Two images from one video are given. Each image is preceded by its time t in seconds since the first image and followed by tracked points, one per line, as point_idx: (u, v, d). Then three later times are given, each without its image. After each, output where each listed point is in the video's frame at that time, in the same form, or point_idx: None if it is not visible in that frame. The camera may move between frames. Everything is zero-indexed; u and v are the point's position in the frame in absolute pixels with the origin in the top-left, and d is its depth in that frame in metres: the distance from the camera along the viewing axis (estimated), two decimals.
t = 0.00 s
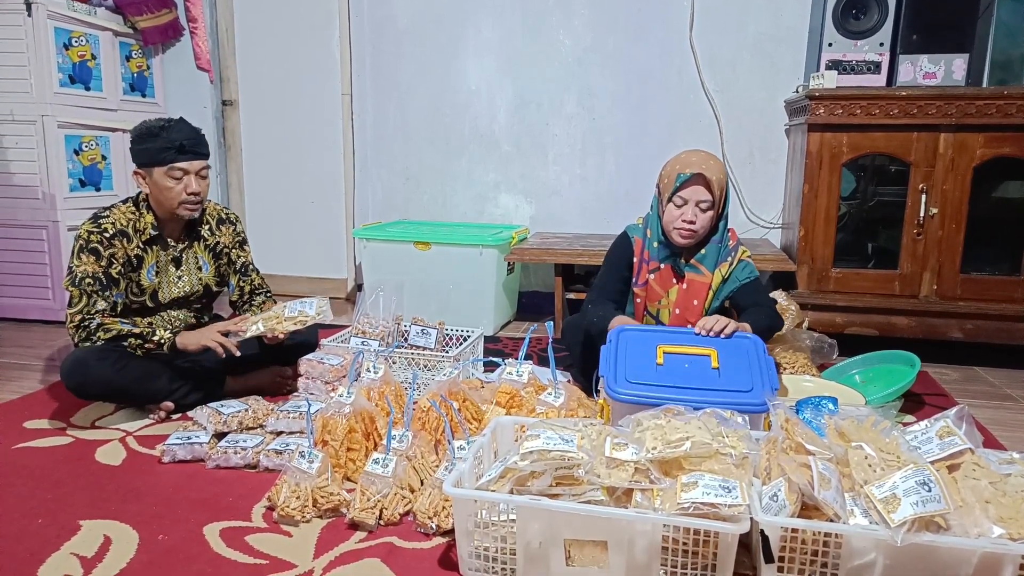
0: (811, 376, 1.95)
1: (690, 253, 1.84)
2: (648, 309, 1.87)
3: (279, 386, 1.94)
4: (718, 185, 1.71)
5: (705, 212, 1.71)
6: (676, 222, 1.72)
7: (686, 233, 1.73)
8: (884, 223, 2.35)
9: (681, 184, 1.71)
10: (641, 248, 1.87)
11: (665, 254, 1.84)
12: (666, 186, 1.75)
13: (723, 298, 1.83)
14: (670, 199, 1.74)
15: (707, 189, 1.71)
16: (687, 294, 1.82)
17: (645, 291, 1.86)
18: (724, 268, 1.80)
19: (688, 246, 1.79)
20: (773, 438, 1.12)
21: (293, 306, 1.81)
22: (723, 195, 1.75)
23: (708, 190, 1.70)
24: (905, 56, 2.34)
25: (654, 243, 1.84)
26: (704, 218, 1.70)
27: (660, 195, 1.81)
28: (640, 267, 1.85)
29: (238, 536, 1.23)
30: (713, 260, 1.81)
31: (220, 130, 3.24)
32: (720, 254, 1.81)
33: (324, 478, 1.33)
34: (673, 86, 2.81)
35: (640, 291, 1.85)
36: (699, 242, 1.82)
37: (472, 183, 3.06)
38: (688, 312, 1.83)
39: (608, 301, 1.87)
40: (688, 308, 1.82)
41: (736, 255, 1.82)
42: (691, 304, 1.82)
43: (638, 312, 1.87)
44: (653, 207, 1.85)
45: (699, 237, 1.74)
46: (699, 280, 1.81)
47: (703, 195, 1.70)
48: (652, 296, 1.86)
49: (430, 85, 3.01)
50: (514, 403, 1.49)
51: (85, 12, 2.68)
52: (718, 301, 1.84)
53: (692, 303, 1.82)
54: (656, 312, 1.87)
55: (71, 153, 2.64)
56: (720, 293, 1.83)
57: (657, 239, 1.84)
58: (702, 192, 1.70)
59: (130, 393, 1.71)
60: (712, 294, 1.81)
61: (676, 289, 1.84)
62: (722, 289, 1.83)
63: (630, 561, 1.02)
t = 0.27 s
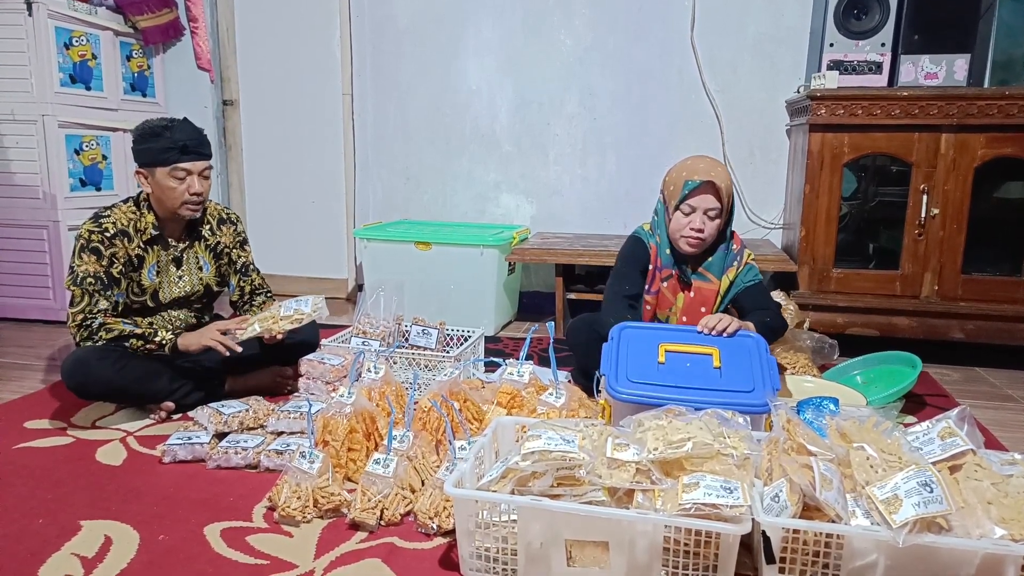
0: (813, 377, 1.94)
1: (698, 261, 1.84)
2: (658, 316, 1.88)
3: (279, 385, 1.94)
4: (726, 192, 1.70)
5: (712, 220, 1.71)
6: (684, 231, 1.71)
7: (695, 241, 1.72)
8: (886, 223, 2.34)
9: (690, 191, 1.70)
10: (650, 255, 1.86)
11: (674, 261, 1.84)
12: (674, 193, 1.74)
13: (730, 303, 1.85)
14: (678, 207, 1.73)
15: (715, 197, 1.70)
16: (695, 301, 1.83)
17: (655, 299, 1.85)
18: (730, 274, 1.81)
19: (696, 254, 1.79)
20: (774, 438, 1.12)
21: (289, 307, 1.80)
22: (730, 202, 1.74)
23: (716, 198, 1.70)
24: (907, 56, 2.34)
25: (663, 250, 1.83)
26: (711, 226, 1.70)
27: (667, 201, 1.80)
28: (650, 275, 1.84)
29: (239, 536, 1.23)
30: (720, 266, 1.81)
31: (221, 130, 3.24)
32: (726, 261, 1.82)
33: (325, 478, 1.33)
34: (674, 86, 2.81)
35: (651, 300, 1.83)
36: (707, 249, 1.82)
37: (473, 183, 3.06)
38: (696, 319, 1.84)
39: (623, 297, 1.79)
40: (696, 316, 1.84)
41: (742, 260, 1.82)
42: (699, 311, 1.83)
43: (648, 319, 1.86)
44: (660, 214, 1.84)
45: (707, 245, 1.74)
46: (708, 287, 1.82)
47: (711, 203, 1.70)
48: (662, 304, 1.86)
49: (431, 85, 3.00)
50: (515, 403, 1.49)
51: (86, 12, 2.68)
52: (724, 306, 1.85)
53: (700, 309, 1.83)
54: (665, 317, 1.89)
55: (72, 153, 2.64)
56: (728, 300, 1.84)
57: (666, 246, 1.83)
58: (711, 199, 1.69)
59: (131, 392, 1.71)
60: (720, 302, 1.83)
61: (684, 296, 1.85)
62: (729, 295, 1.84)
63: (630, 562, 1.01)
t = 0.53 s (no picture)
0: (814, 378, 1.94)
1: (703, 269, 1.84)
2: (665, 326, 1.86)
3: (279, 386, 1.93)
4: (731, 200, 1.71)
5: (720, 229, 1.71)
6: (694, 241, 1.70)
7: (704, 250, 1.72)
8: (888, 224, 2.33)
9: (699, 201, 1.69)
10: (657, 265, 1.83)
11: (681, 271, 1.83)
12: (681, 203, 1.73)
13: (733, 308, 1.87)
14: (687, 217, 1.72)
15: (722, 205, 1.70)
16: (701, 309, 1.83)
17: (664, 310, 1.83)
18: (735, 281, 1.83)
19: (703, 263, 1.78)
20: (777, 441, 1.11)
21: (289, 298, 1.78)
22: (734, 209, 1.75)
23: (723, 206, 1.70)
24: (909, 56, 2.34)
25: (670, 261, 1.82)
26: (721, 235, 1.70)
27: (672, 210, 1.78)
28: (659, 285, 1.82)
29: (239, 538, 1.22)
30: (725, 273, 1.83)
31: (222, 130, 3.23)
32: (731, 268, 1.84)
33: (326, 479, 1.33)
34: (675, 86, 2.80)
35: (661, 312, 1.82)
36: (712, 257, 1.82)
37: (473, 183, 3.05)
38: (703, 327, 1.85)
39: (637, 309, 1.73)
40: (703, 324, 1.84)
41: (745, 264, 1.84)
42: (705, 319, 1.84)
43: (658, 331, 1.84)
44: (664, 222, 1.82)
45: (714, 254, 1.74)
46: (714, 295, 1.83)
47: (720, 212, 1.69)
48: (670, 314, 1.84)
49: (431, 84, 3.00)
50: (516, 404, 1.48)
51: (87, 12, 2.68)
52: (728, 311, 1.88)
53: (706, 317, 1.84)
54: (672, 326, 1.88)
55: (73, 153, 2.64)
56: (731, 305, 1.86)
57: (673, 256, 1.82)
58: (719, 209, 1.69)
59: (133, 392, 1.71)
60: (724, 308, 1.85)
61: (691, 305, 1.84)
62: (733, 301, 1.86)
63: (633, 564, 1.01)
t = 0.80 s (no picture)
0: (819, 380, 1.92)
1: (705, 272, 1.82)
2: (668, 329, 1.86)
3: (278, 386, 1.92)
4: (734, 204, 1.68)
5: (723, 233, 1.68)
6: (694, 245, 1.68)
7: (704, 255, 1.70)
8: (892, 225, 2.33)
9: (700, 205, 1.67)
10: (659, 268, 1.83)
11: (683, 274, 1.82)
12: (682, 206, 1.71)
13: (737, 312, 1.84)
14: (688, 220, 1.70)
15: (725, 209, 1.67)
16: (704, 313, 1.81)
17: (665, 311, 1.83)
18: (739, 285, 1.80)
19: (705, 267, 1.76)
20: (783, 443, 1.09)
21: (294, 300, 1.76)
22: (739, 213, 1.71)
23: (726, 211, 1.67)
24: (915, 55, 2.32)
25: (672, 263, 1.81)
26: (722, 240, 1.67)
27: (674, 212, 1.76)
28: (660, 288, 1.82)
29: (240, 538, 1.21)
30: (728, 277, 1.80)
31: (223, 130, 3.22)
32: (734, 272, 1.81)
33: (327, 479, 1.32)
34: (679, 85, 2.79)
35: (661, 313, 1.82)
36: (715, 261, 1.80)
37: (475, 183, 3.04)
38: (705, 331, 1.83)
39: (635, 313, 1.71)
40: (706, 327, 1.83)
41: (749, 267, 1.80)
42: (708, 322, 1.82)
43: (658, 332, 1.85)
44: (667, 225, 1.81)
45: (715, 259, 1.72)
46: (717, 299, 1.80)
47: (722, 216, 1.67)
48: (672, 317, 1.84)
49: (433, 83, 2.99)
50: (518, 405, 1.47)
51: (89, 11, 2.67)
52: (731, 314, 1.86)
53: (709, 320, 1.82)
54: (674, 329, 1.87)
55: (75, 151, 2.63)
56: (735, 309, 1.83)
57: (675, 258, 1.81)
58: (721, 213, 1.66)
59: (134, 392, 1.70)
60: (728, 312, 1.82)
61: (693, 308, 1.83)
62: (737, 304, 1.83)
63: (637, 567, 1.00)
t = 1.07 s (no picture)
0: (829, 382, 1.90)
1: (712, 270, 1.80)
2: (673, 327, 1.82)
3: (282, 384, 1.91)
4: (742, 199, 1.67)
5: (730, 228, 1.67)
6: (702, 239, 1.66)
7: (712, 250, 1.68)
8: (903, 226, 2.30)
9: (708, 199, 1.65)
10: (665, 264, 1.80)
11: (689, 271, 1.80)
12: (690, 201, 1.70)
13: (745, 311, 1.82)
14: (695, 215, 1.68)
15: (733, 204, 1.66)
16: (711, 311, 1.78)
17: (671, 309, 1.80)
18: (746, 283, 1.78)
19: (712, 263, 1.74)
20: (795, 446, 1.08)
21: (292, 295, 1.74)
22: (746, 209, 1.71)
23: (733, 205, 1.66)
24: (929, 54, 2.29)
25: (678, 259, 1.78)
26: (730, 235, 1.66)
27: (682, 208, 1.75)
28: (666, 284, 1.79)
29: (245, 537, 1.20)
30: (735, 274, 1.78)
31: (230, 127, 3.21)
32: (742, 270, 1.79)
33: (333, 479, 1.31)
34: (688, 84, 2.76)
35: (667, 311, 1.78)
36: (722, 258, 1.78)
37: (482, 182, 3.03)
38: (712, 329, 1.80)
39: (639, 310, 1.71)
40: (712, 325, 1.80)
41: (757, 266, 1.79)
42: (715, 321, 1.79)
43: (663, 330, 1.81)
44: (674, 221, 1.79)
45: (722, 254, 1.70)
46: (724, 296, 1.78)
47: (729, 211, 1.65)
48: (677, 314, 1.81)
49: (441, 81, 2.97)
50: (525, 405, 1.46)
51: (96, 7, 2.67)
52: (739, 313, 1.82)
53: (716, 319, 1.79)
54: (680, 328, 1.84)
55: (82, 148, 2.63)
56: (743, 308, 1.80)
57: (681, 255, 1.79)
58: (728, 207, 1.65)
59: (139, 389, 1.69)
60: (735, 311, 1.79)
61: (699, 306, 1.80)
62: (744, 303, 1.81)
63: (647, 571, 0.98)
